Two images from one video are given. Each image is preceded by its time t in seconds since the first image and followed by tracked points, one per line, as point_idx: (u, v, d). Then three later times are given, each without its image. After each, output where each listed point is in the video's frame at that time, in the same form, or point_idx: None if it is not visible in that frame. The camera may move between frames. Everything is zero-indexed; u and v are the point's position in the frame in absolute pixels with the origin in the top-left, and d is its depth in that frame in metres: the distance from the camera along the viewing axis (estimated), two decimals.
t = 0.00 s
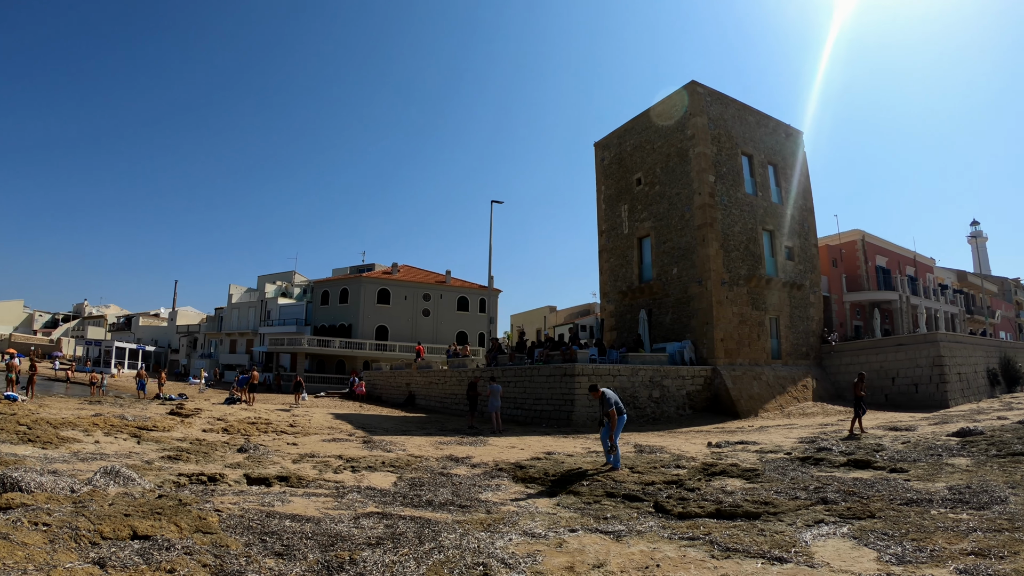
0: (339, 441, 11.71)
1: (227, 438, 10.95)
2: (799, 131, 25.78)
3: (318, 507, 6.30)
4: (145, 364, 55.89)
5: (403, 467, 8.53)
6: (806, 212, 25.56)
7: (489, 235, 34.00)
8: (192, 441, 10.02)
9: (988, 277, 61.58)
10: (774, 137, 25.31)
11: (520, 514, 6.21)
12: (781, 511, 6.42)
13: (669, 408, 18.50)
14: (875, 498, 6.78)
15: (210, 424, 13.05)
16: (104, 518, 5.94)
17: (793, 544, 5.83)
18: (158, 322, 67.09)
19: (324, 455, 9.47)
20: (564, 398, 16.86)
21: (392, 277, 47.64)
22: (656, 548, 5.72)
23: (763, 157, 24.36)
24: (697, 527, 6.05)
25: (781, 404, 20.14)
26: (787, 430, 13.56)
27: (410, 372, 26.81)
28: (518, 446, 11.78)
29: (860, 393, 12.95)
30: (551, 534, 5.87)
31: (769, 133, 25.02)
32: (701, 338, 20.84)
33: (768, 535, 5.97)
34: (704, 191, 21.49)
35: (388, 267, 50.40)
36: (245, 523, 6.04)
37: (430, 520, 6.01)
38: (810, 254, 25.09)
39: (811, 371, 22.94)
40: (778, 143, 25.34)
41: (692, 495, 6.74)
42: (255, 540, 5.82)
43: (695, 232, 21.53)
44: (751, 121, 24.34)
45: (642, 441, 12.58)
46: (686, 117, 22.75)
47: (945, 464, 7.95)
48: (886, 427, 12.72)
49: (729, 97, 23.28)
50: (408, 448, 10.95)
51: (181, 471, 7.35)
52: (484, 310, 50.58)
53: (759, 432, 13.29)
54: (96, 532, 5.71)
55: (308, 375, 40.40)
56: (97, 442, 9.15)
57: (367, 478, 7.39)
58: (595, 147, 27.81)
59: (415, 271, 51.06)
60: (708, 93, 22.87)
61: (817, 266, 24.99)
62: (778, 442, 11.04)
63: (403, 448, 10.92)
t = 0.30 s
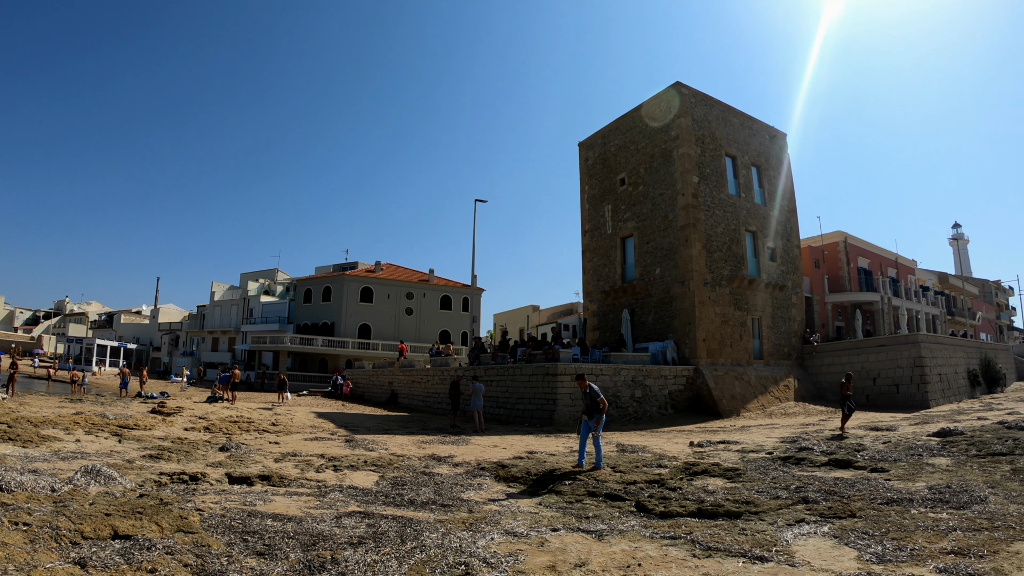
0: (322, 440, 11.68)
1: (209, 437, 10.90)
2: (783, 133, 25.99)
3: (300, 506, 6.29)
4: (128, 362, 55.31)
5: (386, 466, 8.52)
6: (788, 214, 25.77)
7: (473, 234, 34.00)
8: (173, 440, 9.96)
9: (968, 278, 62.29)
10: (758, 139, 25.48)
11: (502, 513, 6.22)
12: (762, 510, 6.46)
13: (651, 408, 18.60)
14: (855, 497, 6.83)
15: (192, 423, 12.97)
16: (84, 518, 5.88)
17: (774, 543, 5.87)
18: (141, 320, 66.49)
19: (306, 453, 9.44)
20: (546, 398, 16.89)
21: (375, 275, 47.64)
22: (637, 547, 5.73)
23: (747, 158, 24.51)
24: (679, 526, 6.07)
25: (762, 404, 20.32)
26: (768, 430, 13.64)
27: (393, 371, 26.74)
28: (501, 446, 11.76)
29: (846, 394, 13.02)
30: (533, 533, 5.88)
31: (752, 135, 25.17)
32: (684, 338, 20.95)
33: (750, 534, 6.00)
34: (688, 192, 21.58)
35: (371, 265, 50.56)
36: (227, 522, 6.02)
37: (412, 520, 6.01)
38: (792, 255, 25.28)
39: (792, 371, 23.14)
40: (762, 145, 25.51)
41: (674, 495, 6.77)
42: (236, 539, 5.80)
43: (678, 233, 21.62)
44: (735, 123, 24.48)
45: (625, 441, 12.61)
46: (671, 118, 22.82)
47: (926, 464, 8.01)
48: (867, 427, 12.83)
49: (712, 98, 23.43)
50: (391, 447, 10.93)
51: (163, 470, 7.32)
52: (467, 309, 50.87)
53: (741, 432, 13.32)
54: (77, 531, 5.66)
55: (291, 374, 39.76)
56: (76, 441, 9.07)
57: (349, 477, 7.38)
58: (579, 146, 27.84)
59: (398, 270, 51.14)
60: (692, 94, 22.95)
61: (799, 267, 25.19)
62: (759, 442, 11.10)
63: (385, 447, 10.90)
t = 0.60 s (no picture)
0: (306, 440, 11.64)
1: (192, 436, 10.85)
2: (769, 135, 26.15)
3: (284, 506, 6.29)
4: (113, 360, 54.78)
5: (370, 466, 8.52)
6: (773, 215, 25.93)
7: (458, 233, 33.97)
8: (156, 440, 9.91)
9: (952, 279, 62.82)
10: (744, 141, 25.61)
11: (487, 513, 6.23)
12: (745, 510, 6.48)
13: (636, 407, 18.65)
14: (839, 497, 6.87)
15: (176, 422, 12.89)
16: (67, 518, 5.83)
17: (757, 543, 5.90)
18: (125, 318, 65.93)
19: (291, 453, 9.41)
20: (531, 397, 16.90)
21: (360, 274, 47.49)
22: (621, 547, 5.75)
23: (732, 160, 24.62)
24: (663, 525, 6.10)
25: (746, 403, 20.45)
26: (752, 430, 13.69)
27: (377, 371, 26.66)
28: (485, 445, 11.74)
29: (836, 394, 13.07)
30: (517, 533, 5.89)
31: (738, 136, 25.29)
32: (668, 338, 21.02)
33: (733, 534, 6.03)
34: (673, 193, 21.65)
35: (357, 264, 50.53)
36: (210, 522, 6.01)
37: (396, 519, 6.01)
38: (777, 256, 25.43)
39: (776, 371, 23.28)
40: (747, 147, 25.65)
41: (658, 494, 6.80)
42: (220, 539, 5.79)
43: (663, 234, 21.69)
44: (721, 124, 24.59)
45: (610, 440, 12.63)
46: (657, 119, 22.88)
47: (909, 464, 8.07)
48: (852, 427, 12.90)
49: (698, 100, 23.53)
50: (375, 447, 10.90)
51: (146, 470, 7.29)
52: (452, 309, 51.04)
53: (725, 432, 13.35)
54: (60, 531, 5.60)
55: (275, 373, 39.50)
56: (59, 441, 9.00)
57: (333, 476, 7.38)
58: (565, 147, 27.87)
59: (384, 269, 51.03)
60: (679, 95, 23.04)
61: (783, 267, 25.35)
62: (744, 442, 11.15)
63: (370, 446, 10.88)
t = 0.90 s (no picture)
0: (291, 440, 11.60)
1: (177, 436, 10.81)
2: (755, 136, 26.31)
3: (269, 506, 6.31)
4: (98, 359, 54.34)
5: (356, 466, 8.53)
6: (759, 216, 26.10)
7: (444, 233, 33.98)
8: (141, 440, 9.87)
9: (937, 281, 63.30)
10: (730, 142, 25.74)
11: (472, 513, 6.24)
12: (730, 509, 6.51)
13: (622, 407, 18.70)
14: (823, 497, 6.92)
15: (161, 421, 12.84)
16: (50, 518, 5.79)
17: (742, 542, 5.93)
18: (110, 317, 65.43)
19: (276, 453, 9.38)
20: (516, 397, 16.92)
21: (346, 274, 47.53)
22: (606, 547, 5.76)
23: (719, 161, 24.74)
24: (648, 525, 6.12)
25: (731, 404, 20.55)
26: (738, 430, 13.74)
27: (363, 371, 26.63)
28: (471, 445, 11.75)
29: (828, 395, 13.16)
30: (502, 532, 5.90)
31: (725, 137, 25.42)
32: (654, 338, 21.09)
33: (718, 533, 6.06)
34: (659, 193, 21.73)
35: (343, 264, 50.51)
36: (195, 523, 6.01)
37: (381, 519, 6.02)
38: (762, 257, 25.59)
39: (762, 371, 23.40)
40: (734, 148, 25.80)
41: (643, 494, 6.82)
42: (204, 540, 5.77)
43: (650, 234, 21.76)
44: (707, 125, 24.70)
45: (597, 440, 12.67)
46: (644, 120, 22.95)
47: (893, 463, 8.13)
48: (838, 427, 12.98)
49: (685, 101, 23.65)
50: (361, 446, 10.90)
51: (130, 470, 7.28)
52: (438, 309, 51.16)
53: (710, 431, 13.42)
54: (43, 532, 5.55)
55: (261, 372, 39.39)
56: (44, 440, 8.95)
57: (319, 476, 7.40)
58: (552, 147, 27.90)
59: (370, 268, 51.06)
60: (666, 96, 23.12)
61: (769, 268, 25.51)
62: (729, 442, 11.19)
63: (355, 446, 10.87)
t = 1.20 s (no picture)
0: (275, 440, 11.59)
1: (161, 437, 10.78)
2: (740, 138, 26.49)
3: (252, 507, 6.33)
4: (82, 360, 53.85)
5: (340, 467, 8.54)
6: (744, 217, 26.29)
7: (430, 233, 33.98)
8: (124, 441, 9.83)
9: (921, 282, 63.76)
10: (716, 143, 25.89)
11: (456, 513, 6.26)
12: (714, 509, 6.54)
13: (607, 408, 18.73)
14: (806, 497, 6.97)
15: (144, 422, 12.79)
16: (32, 519, 5.76)
17: (725, 542, 5.96)
18: (94, 317, 64.90)
19: (260, 454, 9.36)
20: (500, 398, 16.93)
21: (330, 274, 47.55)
22: (590, 547, 5.78)
23: (704, 162, 24.87)
24: (632, 526, 6.15)
25: (716, 404, 20.64)
26: (721, 430, 13.84)
27: (347, 371, 26.62)
28: (455, 446, 11.78)
29: (818, 396, 13.26)
30: (485, 533, 5.92)
31: (710, 139, 25.56)
32: (639, 338, 21.18)
33: (702, 533, 6.09)
34: (644, 194, 21.80)
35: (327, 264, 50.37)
36: (177, 524, 6.01)
37: (365, 520, 6.03)
38: (747, 258, 25.77)
39: (746, 372, 23.55)
40: (719, 149, 25.95)
41: (627, 495, 6.85)
42: (188, 541, 5.76)
43: (635, 235, 21.84)
44: (692, 126, 24.83)
45: (581, 441, 12.74)
46: (629, 121, 23.00)
47: (876, 464, 8.18)
48: (822, 428, 13.08)
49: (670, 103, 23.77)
50: (345, 447, 10.91)
51: (113, 471, 7.27)
52: (423, 309, 51.24)
53: (693, 432, 13.51)
54: (25, 533, 5.51)
55: (245, 373, 39.22)
56: (26, 441, 8.90)
57: (302, 477, 7.42)
58: (537, 147, 27.90)
59: (355, 268, 51.00)
60: (651, 97, 23.21)
61: (753, 269, 25.69)
62: (712, 442, 11.27)
63: (339, 447, 10.88)
